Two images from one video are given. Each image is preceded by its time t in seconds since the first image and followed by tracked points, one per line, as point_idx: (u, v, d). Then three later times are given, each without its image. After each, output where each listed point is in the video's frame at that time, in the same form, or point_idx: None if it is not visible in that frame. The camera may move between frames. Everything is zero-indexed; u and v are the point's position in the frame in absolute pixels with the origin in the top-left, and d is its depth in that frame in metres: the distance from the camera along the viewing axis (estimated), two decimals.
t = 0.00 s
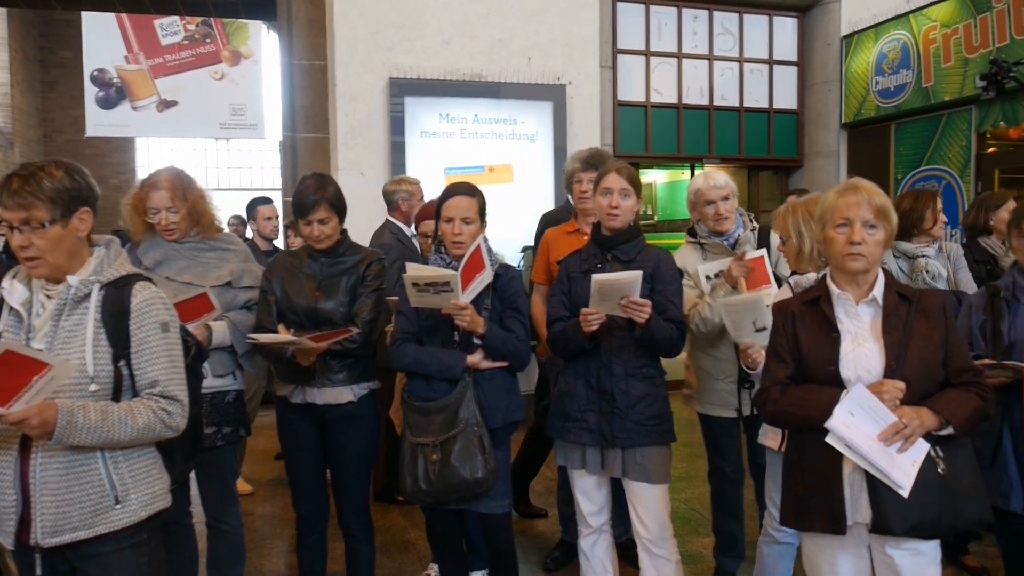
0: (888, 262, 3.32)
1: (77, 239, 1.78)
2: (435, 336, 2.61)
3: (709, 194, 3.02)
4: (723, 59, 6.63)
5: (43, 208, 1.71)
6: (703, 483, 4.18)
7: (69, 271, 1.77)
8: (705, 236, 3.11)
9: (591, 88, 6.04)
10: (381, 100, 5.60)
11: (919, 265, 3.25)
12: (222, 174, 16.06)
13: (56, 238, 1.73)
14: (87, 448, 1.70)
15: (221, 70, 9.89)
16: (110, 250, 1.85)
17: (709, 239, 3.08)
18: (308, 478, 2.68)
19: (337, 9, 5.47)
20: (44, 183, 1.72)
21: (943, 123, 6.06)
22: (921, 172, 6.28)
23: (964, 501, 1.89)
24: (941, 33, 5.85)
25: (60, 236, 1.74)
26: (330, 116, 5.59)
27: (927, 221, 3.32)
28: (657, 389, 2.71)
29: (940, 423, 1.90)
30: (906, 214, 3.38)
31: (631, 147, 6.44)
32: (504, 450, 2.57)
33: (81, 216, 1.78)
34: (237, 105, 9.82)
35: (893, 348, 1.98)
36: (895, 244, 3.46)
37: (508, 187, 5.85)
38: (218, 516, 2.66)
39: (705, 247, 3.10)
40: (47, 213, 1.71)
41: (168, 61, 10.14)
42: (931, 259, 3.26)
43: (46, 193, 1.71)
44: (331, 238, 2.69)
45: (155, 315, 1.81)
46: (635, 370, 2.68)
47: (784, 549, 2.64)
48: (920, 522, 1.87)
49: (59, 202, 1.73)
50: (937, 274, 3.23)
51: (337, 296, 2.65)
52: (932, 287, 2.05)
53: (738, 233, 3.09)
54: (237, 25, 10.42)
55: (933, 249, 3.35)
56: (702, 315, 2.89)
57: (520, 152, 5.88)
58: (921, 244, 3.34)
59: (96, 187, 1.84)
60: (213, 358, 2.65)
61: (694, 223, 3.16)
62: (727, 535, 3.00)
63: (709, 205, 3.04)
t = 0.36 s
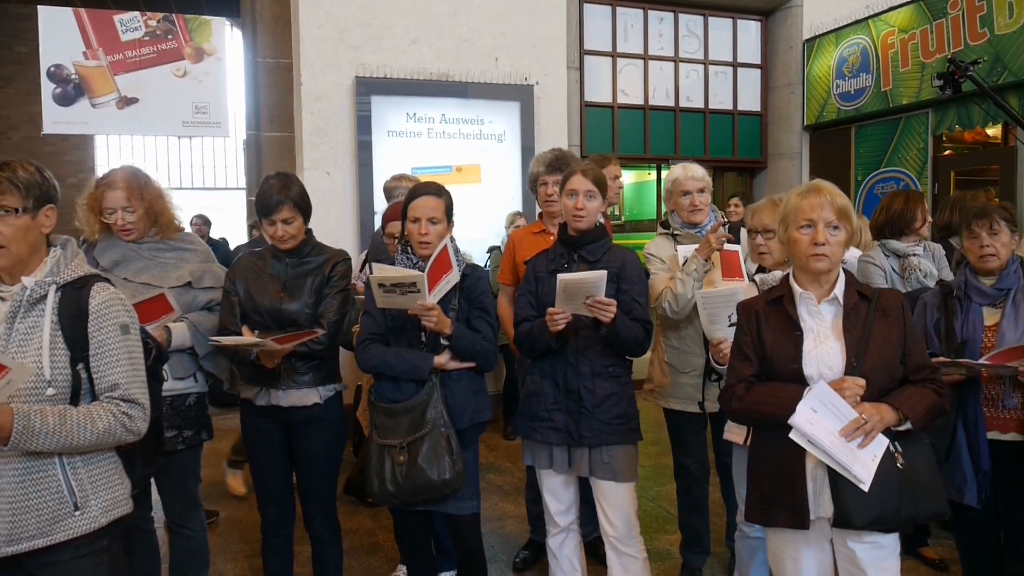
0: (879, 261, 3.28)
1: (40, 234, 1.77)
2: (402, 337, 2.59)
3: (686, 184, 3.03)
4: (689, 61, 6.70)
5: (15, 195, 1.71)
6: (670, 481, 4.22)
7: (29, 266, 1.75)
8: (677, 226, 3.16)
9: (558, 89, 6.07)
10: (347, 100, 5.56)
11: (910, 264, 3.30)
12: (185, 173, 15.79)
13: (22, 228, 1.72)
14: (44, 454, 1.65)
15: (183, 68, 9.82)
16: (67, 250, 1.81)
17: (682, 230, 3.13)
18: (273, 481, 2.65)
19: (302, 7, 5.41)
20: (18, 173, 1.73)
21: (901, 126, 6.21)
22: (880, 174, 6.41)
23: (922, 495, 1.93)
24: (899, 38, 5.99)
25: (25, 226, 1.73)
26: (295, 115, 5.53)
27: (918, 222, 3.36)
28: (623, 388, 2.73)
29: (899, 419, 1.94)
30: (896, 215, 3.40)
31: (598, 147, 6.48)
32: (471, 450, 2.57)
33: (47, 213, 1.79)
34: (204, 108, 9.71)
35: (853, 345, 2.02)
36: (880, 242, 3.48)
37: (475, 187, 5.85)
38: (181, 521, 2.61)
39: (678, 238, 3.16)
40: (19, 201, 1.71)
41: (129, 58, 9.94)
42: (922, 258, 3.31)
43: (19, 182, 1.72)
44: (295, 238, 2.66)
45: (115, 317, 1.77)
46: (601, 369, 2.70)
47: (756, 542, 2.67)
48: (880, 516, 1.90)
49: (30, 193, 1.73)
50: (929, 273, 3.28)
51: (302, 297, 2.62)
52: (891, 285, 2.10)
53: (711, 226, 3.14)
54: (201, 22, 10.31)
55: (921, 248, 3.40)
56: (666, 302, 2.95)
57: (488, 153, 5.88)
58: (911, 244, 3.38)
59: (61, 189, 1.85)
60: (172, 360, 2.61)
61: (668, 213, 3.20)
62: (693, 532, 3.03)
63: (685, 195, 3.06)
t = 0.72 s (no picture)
0: (862, 259, 3.40)
1: (23, 234, 1.75)
2: (386, 338, 2.58)
3: (676, 184, 3.07)
4: (674, 62, 6.73)
5: (0, 195, 1.69)
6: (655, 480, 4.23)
7: (13, 266, 1.72)
8: (665, 226, 3.16)
9: (544, 89, 6.07)
10: (333, 99, 5.53)
11: (894, 263, 3.34)
12: (169, 173, 15.66)
13: (5, 229, 1.70)
14: (25, 458, 1.63)
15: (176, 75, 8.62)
16: (50, 251, 1.80)
17: (670, 230, 3.14)
18: (256, 483, 2.63)
19: (287, 6, 5.39)
20: (5, 174, 1.71)
21: (884, 127, 6.25)
22: (863, 175, 6.47)
23: (905, 493, 1.95)
24: (882, 40, 6.03)
25: (8, 226, 1.71)
26: (280, 115, 5.49)
27: (905, 221, 3.38)
28: (608, 387, 2.73)
29: (882, 418, 1.96)
30: (883, 214, 3.41)
31: (584, 147, 6.49)
32: (457, 451, 2.56)
33: (31, 214, 1.77)
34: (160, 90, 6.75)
35: (837, 344, 2.03)
36: (865, 240, 3.50)
37: (462, 187, 5.84)
38: (163, 524, 2.59)
39: (665, 239, 3.16)
40: (4, 200, 1.69)
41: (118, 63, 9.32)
42: (905, 257, 3.35)
43: (4, 182, 1.70)
44: (279, 239, 2.65)
45: (99, 319, 1.75)
46: (587, 369, 2.70)
47: (739, 541, 2.68)
48: (863, 514, 1.92)
49: (16, 193, 1.71)
50: (911, 273, 3.32)
51: (286, 299, 2.61)
52: (874, 285, 2.12)
53: (699, 227, 3.15)
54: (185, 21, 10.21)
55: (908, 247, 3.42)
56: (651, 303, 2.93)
57: (474, 153, 5.87)
58: (896, 243, 3.40)
59: (45, 189, 1.83)
60: (153, 362, 2.59)
61: (656, 214, 3.20)
62: (678, 531, 3.04)
63: (675, 195, 3.09)
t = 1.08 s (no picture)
0: (820, 261, 3.42)
1: None
2: (351, 339, 2.56)
3: (642, 183, 3.09)
4: (640, 64, 6.79)
5: None
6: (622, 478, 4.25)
7: None
8: (631, 226, 3.18)
9: (510, 90, 6.09)
10: (297, 98, 5.47)
11: (850, 265, 3.43)
12: (128, 172, 15.33)
13: None
14: None
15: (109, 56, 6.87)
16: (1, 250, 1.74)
17: (636, 229, 3.16)
18: (218, 487, 2.59)
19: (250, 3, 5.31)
20: None
21: (843, 131, 6.33)
22: (824, 176, 6.53)
23: (863, 488, 1.99)
24: (841, 44, 6.11)
25: None
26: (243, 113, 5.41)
27: (858, 225, 3.47)
28: (575, 387, 2.74)
29: (842, 414, 1.99)
30: (839, 216, 3.46)
31: (551, 148, 6.51)
32: (422, 453, 2.55)
33: None
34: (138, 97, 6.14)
35: (799, 343, 2.07)
36: (819, 240, 3.55)
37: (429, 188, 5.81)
38: (121, 530, 2.53)
39: (631, 239, 3.17)
40: None
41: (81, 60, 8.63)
42: (859, 259, 3.46)
43: None
44: (241, 239, 2.61)
45: (53, 319, 1.70)
46: (553, 369, 2.71)
47: (703, 538, 2.71)
48: (823, 509, 1.95)
49: None
50: (865, 275, 3.44)
51: (248, 300, 2.57)
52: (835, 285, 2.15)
53: (664, 228, 3.19)
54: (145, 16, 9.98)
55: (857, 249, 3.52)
56: (618, 311, 2.93)
57: (440, 153, 5.85)
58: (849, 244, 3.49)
59: None
60: (109, 365, 2.54)
61: (623, 213, 3.22)
62: (643, 528, 3.07)
63: (641, 194, 3.11)
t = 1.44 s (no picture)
0: (795, 259, 3.48)
1: None
2: (312, 341, 2.53)
3: (608, 182, 3.10)
4: (605, 65, 6.83)
5: None
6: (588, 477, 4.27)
7: None
8: (597, 226, 3.20)
9: (476, 90, 6.08)
10: (260, 96, 5.39)
11: (820, 266, 3.52)
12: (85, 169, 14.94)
13: None
14: None
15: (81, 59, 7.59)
16: None
17: (601, 230, 3.18)
18: (177, 492, 2.54)
19: None
20: None
21: (803, 133, 6.44)
22: (785, 177, 6.64)
23: (823, 484, 2.02)
24: (801, 48, 6.22)
25: None
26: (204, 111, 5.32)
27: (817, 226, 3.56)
28: (541, 388, 2.75)
29: (802, 412, 2.03)
30: (801, 219, 3.51)
31: (517, 148, 6.52)
32: (385, 455, 2.53)
33: None
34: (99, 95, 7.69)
35: (760, 342, 2.10)
36: (783, 242, 3.58)
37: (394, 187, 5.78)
38: (76, 537, 2.47)
39: (596, 239, 3.19)
40: None
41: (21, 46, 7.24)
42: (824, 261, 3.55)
43: None
44: (200, 240, 2.56)
45: (11, 322, 1.71)
46: (519, 369, 2.71)
47: (668, 536, 2.74)
48: (783, 506, 1.98)
49: None
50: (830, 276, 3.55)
51: (208, 302, 2.53)
52: (794, 284, 2.19)
53: (629, 228, 3.21)
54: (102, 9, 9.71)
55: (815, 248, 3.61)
56: (587, 315, 2.97)
57: (406, 153, 5.82)
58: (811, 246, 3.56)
59: None
60: (64, 367, 2.47)
61: (589, 213, 3.24)
62: (608, 527, 3.09)
63: (607, 193, 3.13)
